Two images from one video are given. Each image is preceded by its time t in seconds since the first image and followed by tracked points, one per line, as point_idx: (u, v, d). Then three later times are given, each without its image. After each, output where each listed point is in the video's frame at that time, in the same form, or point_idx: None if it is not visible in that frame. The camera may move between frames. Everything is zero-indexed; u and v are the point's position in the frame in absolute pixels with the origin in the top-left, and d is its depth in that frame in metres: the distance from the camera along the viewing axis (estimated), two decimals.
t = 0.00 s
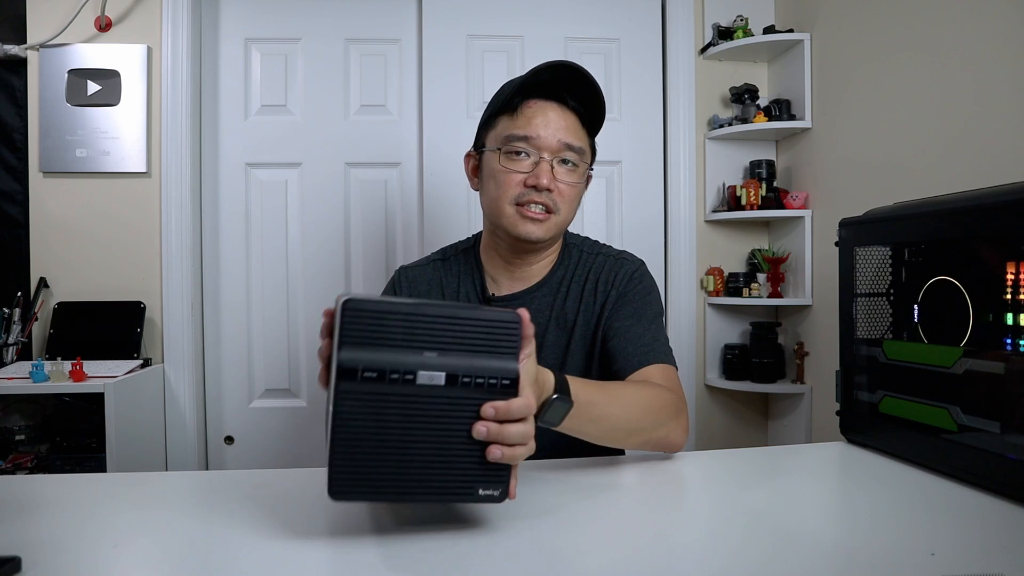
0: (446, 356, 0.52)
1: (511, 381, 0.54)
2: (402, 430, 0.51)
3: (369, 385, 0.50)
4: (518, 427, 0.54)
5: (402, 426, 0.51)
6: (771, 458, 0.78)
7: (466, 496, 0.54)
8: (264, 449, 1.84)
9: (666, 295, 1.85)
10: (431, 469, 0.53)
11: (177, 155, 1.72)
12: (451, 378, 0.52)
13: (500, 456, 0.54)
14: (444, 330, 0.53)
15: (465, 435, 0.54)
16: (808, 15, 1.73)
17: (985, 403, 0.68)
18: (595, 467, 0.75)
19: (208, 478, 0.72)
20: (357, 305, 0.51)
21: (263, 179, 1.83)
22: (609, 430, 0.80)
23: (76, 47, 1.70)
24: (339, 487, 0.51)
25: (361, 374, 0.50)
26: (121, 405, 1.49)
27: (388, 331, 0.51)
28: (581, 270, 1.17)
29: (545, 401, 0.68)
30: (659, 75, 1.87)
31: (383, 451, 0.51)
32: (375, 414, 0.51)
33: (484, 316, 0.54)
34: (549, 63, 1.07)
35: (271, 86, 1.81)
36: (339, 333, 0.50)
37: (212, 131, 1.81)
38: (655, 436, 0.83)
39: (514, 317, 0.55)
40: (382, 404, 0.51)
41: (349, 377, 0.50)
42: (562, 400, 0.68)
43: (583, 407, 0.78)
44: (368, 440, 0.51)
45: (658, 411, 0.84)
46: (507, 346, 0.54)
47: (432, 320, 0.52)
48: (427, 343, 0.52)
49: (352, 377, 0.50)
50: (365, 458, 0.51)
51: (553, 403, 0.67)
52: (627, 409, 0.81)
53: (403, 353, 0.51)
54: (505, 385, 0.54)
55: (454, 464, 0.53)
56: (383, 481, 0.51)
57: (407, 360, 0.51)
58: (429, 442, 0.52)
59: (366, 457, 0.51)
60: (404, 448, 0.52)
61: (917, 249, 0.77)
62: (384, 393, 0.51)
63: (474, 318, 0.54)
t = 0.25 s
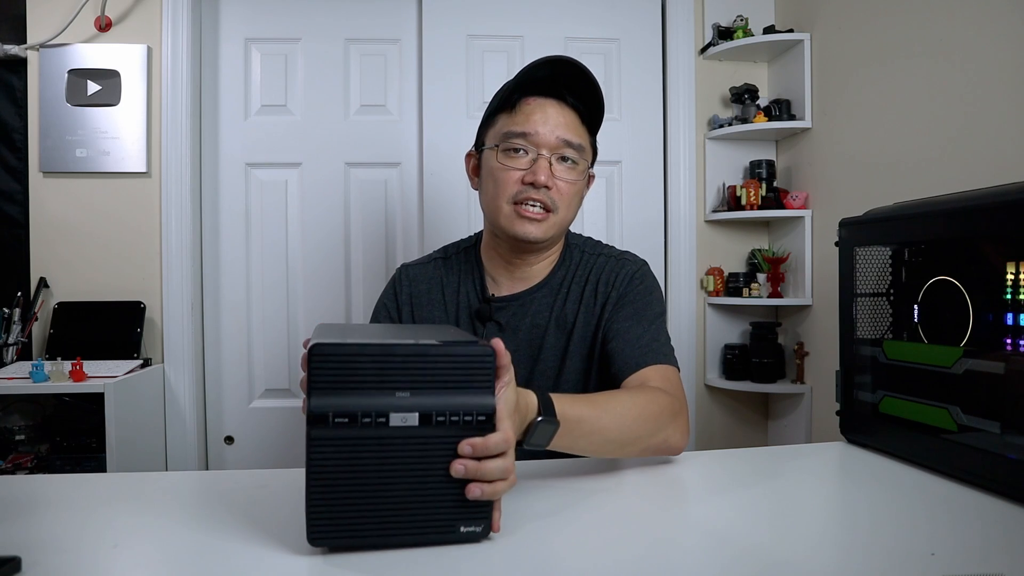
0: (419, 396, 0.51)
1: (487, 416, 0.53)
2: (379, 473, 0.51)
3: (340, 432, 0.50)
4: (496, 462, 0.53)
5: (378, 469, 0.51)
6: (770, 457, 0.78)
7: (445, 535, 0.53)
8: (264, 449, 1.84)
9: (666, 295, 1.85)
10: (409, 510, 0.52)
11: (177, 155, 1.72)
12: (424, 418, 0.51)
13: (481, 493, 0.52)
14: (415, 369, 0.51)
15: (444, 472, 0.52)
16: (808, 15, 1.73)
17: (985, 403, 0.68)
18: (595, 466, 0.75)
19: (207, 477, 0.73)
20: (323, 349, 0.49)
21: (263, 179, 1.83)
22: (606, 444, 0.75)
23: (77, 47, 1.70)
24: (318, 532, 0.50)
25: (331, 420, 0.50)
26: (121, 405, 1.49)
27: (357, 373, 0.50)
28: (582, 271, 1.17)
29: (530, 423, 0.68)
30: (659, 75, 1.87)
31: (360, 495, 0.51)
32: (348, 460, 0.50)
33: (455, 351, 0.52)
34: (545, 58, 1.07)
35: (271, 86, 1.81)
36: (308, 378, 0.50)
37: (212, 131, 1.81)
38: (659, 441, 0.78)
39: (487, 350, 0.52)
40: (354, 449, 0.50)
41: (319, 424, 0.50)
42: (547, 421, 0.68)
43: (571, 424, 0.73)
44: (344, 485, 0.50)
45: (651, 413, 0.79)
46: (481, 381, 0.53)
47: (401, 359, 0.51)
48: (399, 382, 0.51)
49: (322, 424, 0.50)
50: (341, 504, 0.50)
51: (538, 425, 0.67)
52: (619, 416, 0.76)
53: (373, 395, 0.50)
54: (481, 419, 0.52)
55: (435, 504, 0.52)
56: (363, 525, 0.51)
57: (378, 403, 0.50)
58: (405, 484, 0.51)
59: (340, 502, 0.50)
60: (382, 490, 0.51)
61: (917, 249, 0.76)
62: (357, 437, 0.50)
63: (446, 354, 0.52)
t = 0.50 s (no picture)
0: (413, 398, 0.51)
1: (481, 416, 0.53)
2: (375, 477, 0.51)
3: (335, 436, 0.50)
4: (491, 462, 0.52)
5: (374, 472, 0.50)
6: (770, 457, 0.78)
7: (444, 536, 0.53)
8: (264, 449, 1.84)
9: (666, 295, 1.85)
10: (406, 513, 0.52)
11: (177, 155, 1.72)
12: (418, 420, 0.51)
13: (478, 493, 0.52)
14: (409, 372, 0.51)
15: (441, 474, 0.52)
16: (809, 15, 1.73)
17: (985, 403, 0.68)
18: (595, 466, 0.75)
19: (207, 477, 0.72)
20: (315, 354, 0.50)
21: (263, 179, 1.83)
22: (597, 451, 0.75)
23: (77, 47, 1.70)
24: (315, 538, 0.50)
25: (325, 425, 0.50)
26: (121, 405, 1.49)
27: (350, 377, 0.50)
28: (581, 272, 1.17)
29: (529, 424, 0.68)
30: (659, 76, 1.87)
31: (356, 498, 0.51)
32: (343, 464, 0.50)
33: (447, 351, 0.52)
34: (537, 58, 1.09)
35: (271, 86, 1.81)
36: (301, 384, 0.50)
37: (212, 131, 1.81)
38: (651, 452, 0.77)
39: (478, 349, 0.53)
40: (349, 453, 0.50)
41: (314, 429, 0.49)
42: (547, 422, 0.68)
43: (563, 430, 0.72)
44: (340, 488, 0.50)
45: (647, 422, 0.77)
46: (474, 382, 0.53)
47: (393, 362, 0.51)
48: (392, 385, 0.51)
49: (316, 428, 0.49)
50: (337, 509, 0.50)
51: (536, 427, 0.67)
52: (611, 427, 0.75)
53: (367, 398, 0.50)
54: (475, 420, 0.53)
55: (432, 506, 0.52)
56: (360, 529, 0.51)
57: (372, 406, 0.50)
58: (402, 486, 0.51)
59: (336, 506, 0.50)
60: (378, 493, 0.51)
61: (917, 249, 0.76)
62: (352, 441, 0.50)
63: (438, 356, 0.52)
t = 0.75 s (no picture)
0: (413, 398, 0.51)
1: (481, 416, 0.53)
2: (375, 476, 0.51)
3: (335, 436, 0.50)
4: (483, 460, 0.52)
5: (374, 472, 0.51)
6: (770, 458, 0.78)
7: (444, 536, 0.53)
8: (264, 449, 1.84)
9: (666, 294, 1.85)
10: (406, 513, 0.52)
11: (177, 155, 1.72)
12: (418, 420, 0.51)
13: (469, 499, 0.52)
14: (408, 372, 0.51)
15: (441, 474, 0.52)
16: (809, 15, 1.73)
17: (985, 403, 0.68)
18: (595, 467, 0.75)
19: (207, 478, 0.73)
20: (314, 355, 0.49)
21: (263, 179, 1.83)
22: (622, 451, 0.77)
23: (76, 47, 1.70)
24: (315, 538, 0.50)
25: (325, 425, 0.50)
26: (121, 405, 1.49)
27: (349, 377, 0.50)
28: (581, 271, 1.17)
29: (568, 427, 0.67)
30: (659, 76, 1.87)
31: (356, 498, 0.51)
32: (343, 464, 0.50)
33: (446, 351, 0.52)
34: (532, 59, 1.10)
35: (271, 86, 1.81)
36: (301, 384, 0.50)
37: (212, 131, 1.81)
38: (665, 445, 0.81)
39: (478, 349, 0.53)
40: (349, 453, 0.50)
41: (313, 429, 0.50)
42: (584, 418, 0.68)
43: (602, 428, 0.72)
44: (340, 488, 0.50)
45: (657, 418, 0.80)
46: (473, 382, 0.53)
47: (393, 363, 0.51)
48: (392, 385, 0.51)
49: (316, 429, 0.50)
50: (337, 509, 0.50)
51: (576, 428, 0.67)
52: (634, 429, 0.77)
53: (366, 398, 0.50)
54: (475, 420, 0.53)
55: (432, 506, 0.52)
56: (360, 528, 0.51)
57: (372, 406, 0.50)
58: (403, 486, 0.51)
59: (337, 506, 0.50)
60: (378, 493, 0.51)
61: (917, 249, 0.76)
62: (351, 441, 0.50)
63: (438, 356, 0.52)
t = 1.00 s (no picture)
0: (413, 398, 0.51)
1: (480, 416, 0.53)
2: (375, 476, 0.51)
3: (335, 436, 0.50)
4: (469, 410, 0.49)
5: (373, 471, 0.51)
6: (770, 458, 0.78)
7: (444, 536, 0.53)
8: (264, 449, 1.84)
9: (666, 294, 1.85)
10: (405, 513, 0.52)
11: (177, 155, 1.72)
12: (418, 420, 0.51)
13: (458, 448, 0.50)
14: (408, 372, 0.51)
15: (441, 474, 0.52)
16: (809, 15, 1.73)
17: (985, 403, 0.68)
18: (595, 467, 0.75)
19: (207, 478, 0.72)
20: (315, 355, 0.49)
21: (263, 179, 1.82)
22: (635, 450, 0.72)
23: (77, 47, 1.70)
24: (315, 538, 0.50)
25: (326, 425, 0.50)
26: (121, 405, 1.49)
27: (350, 377, 0.50)
28: (581, 272, 1.17)
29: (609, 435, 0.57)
30: (659, 76, 1.87)
31: (356, 498, 0.51)
32: (343, 464, 0.50)
33: (447, 351, 0.52)
34: (543, 62, 1.08)
35: (271, 86, 1.81)
36: (301, 385, 0.50)
37: (212, 131, 1.81)
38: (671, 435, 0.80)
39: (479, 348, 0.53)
40: (349, 453, 0.50)
41: (314, 429, 0.50)
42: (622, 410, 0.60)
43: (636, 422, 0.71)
44: (340, 488, 0.50)
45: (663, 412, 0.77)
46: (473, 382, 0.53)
47: (393, 363, 0.51)
48: (392, 385, 0.51)
49: (316, 429, 0.50)
50: (337, 508, 0.50)
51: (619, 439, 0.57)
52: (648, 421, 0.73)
53: (367, 398, 0.51)
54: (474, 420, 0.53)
55: (431, 506, 0.52)
56: (360, 528, 0.51)
57: (372, 406, 0.51)
58: (403, 486, 0.51)
59: (336, 506, 0.50)
60: (378, 492, 0.51)
61: (917, 249, 0.76)
62: (351, 441, 0.50)
63: (438, 356, 0.52)
